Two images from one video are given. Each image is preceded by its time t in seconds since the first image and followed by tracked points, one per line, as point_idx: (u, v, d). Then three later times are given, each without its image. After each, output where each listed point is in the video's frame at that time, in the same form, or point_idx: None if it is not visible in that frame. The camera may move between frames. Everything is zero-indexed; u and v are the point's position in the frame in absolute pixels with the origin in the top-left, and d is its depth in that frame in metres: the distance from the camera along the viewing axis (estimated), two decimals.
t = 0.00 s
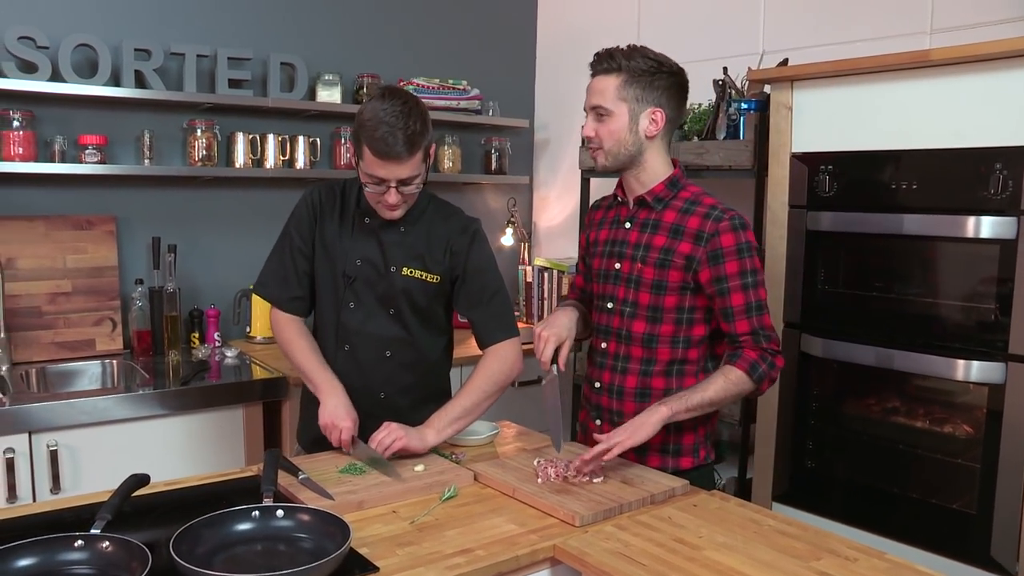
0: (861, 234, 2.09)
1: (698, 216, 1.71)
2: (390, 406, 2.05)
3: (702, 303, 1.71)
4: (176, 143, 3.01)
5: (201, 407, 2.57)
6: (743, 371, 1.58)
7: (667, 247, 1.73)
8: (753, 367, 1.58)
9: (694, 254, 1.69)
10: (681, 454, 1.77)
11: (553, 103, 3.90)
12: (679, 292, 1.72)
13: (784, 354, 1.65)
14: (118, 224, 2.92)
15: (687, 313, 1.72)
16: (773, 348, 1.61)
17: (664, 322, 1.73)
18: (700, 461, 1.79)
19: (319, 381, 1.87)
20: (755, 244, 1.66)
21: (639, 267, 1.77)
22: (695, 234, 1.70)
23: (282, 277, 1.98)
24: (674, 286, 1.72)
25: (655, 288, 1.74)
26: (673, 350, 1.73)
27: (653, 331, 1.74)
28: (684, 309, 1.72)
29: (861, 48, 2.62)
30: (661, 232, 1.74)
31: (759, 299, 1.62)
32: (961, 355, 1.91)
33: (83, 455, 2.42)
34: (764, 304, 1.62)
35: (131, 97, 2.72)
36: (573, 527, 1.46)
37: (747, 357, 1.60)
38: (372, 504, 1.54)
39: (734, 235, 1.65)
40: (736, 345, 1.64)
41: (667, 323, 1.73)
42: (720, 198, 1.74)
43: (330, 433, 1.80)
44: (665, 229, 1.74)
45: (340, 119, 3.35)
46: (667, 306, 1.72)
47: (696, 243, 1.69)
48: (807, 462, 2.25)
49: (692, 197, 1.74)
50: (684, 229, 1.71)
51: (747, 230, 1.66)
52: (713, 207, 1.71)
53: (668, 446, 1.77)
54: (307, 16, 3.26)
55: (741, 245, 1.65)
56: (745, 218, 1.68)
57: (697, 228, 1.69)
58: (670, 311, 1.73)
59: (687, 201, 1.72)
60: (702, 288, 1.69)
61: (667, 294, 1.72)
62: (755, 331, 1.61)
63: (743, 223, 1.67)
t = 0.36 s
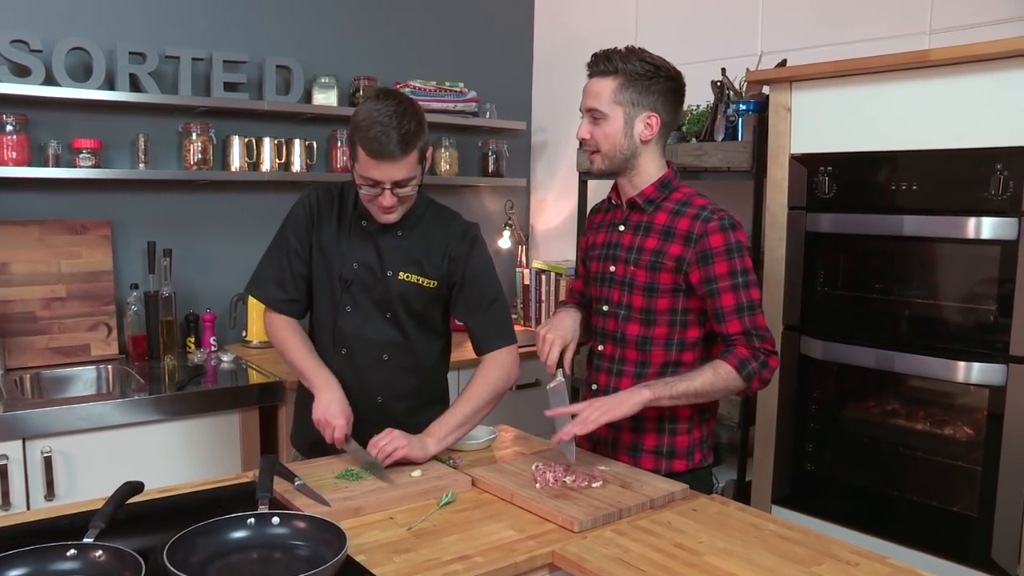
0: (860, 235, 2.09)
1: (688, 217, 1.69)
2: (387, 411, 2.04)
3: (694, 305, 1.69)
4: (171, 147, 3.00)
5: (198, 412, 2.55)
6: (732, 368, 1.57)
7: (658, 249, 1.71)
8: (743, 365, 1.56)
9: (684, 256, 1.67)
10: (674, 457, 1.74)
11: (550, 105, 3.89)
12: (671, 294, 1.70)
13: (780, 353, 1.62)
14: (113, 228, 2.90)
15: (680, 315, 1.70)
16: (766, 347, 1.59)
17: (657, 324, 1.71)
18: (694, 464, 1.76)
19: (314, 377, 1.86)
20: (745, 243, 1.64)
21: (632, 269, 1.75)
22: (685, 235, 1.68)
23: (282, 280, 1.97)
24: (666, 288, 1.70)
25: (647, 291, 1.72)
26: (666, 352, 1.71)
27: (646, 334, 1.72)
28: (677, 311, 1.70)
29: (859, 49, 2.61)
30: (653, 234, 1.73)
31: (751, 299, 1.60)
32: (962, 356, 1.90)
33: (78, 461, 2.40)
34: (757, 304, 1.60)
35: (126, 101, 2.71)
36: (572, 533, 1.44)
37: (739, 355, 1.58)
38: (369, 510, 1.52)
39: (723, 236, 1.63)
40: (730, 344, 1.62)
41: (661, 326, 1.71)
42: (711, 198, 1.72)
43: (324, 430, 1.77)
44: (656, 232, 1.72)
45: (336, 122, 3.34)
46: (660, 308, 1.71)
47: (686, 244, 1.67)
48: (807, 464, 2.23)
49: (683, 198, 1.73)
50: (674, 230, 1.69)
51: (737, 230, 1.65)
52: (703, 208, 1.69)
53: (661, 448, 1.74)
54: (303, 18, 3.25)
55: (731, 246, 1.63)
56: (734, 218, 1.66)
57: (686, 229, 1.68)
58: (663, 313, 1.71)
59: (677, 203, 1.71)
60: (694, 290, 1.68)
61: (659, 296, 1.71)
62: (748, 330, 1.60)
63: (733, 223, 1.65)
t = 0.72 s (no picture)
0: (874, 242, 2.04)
1: (704, 224, 1.65)
2: (389, 419, 1.99)
3: (708, 314, 1.65)
4: (173, 147, 2.96)
5: (198, 416, 2.51)
6: (747, 382, 1.52)
7: (672, 256, 1.67)
8: (758, 380, 1.51)
9: (699, 263, 1.63)
10: (684, 470, 1.70)
11: (556, 107, 3.85)
12: (684, 303, 1.66)
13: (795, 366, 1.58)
14: (114, 229, 2.87)
15: (693, 324, 1.66)
16: (782, 360, 1.55)
17: (669, 333, 1.67)
18: (705, 477, 1.71)
19: (315, 371, 1.82)
20: (762, 252, 1.60)
21: (644, 276, 1.71)
22: (701, 242, 1.64)
23: (282, 285, 1.93)
24: (679, 296, 1.66)
25: (659, 298, 1.68)
26: (677, 362, 1.67)
27: (657, 343, 1.68)
28: (690, 320, 1.66)
29: (872, 52, 2.57)
30: (667, 241, 1.68)
31: (767, 309, 1.56)
32: (980, 367, 1.86)
33: (76, 465, 2.36)
34: (772, 314, 1.56)
35: (127, 100, 2.67)
36: (580, 548, 1.40)
37: (753, 368, 1.54)
38: (371, 522, 1.48)
39: (740, 243, 1.59)
40: (744, 356, 1.58)
41: (672, 335, 1.67)
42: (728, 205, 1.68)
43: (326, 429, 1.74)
44: (671, 238, 1.68)
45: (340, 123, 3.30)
46: (673, 317, 1.67)
47: (701, 251, 1.63)
48: (819, 476, 2.19)
49: (698, 204, 1.69)
50: (689, 237, 1.65)
51: (754, 237, 1.61)
52: (719, 214, 1.65)
53: (670, 461, 1.70)
54: (307, 17, 3.21)
55: (748, 254, 1.59)
56: (751, 225, 1.62)
57: (702, 236, 1.64)
58: (676, 322, 1.67)
59: (693, 209, 1.66)
60: (708, 299, 1.63)
61: (672, 304, 1.67)
62: (763, 342, 1.55)
63: (750, 230, 1.61)
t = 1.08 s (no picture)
0: (884, 248, 1.99)
1: (710, 230, 1.60)
2: (388, 428, 1.94)
3: (715, 323, 1.60)
4: (168, 151, 2.91)
5: (192, 426, 2.46)
6: (758, 397, 1.46)
7: (678, 264, 1.62)
8: (770, 393, 1.46)
9: (706, 271, 1.58)
10: (691, 483, 1.65)
11: (556, 111, 3.80)
12: (691, 312, 1.61)
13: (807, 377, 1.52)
14: (107, 235, 2.82)
15: (700, 334, 1.61)
16: (793, 371, 1.49)
17: (675, 343, 1.62)
18: (713, 491, 1.66)
19: (312, 393, 1.78)
20: (771, 259, 1.55)
21: (649, 284, 1.66)
22: (708, 249, 1.59)
23: (279, 291, 1.89)
24: (686, 305, 1.61)
25: (665, 307, 1.63)
26: (684, 373, 1.62)
27: (663, 352, 1.63)
28: (697, 329, 1.61)
29: (879, 54, 2.52)
30: (673, 248, 1.64)
31: (777, 318, 1.51)
32: (994, 377, 1.81)
33: (66, 477, 2.30)
34: (782, 323, 1.51)
35: (120, 103, 2.62)
36: (584, 567, 1.35)
37: (764, 381, 1.48)
38: (367, 540, 1.43)
39: (748, 250, 1.54)
40: (753, 367, 1.52)
41: (679, 344, 1.62)
42: (735, 210, 1.63)
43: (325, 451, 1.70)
44: (677, 245, 1.63)
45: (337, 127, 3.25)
46: (679, 326, 1.62)
47: (708, 259, 1.58)
48: (826, 488, 2.14)
49: (705, 210, 1.64)
50: (696, 244, 1.60)
51: (763, 244, 1.56)
52: (726, 220, 1.60)
53: (678, 475, 1.65)
54: (305, 20, 3.17)
55: (756, 261, 1.54)
56: (760, 231, 1.57)
57: (708, 243, 1.59)
58: (682, 331, 1.62)
59: (700, 215, 1.62)
60: (715, 308, 1.58)
61: (678, 313, 1.62)
62: (772, 352, 1.50)
63: (758, 236, 1.56)
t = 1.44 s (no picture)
0: (897, 252, 1.94)
1: (721, 236, 1.55)
2: (389, 441, 1.88)
3: (726, 332, 1.55)
4: (161, 154, 2.85)
5: (186, 436, 2.40)
6: (772, 413, 1.43)
7: (688, 270, 1.57)
8: (784, 409, 1.42)
9: (716, 278, 1.53)
10: (700, 497, 1.60)
11: (556, 111, 3.75)
12: (700, 320, 1.55)
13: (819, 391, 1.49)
14: (99, 240, 2.76)
15: (709, 342, 1.55)
16: (807, 386, 1.45)
17: (684, 352, 1.57)
18: (723, 505, 1.61)
19: (313, 418, 1.74)
20: (784, 267, 1.50)
21: (658, 290, 1.61)
22: (719, 256, 1.54)
23: (278, 300, 1.85)
24: (695, 313, 1.56)
25: (674, 315, 1.58)
26: (692, 383, 1.57)
27: (672, 362, 1.58)
28: (707, 337, 1.55)
29: (887, 53, 2.47)
30: (682, 253, 1.59)
31: (790, 329, 1.46)
32: (1011, 386, 1.76)
33: (56, 490, 2.24)
34: (795, 335, 1.46)
35: (111, 106, 2.56)
36: None
37: (777, 397, 1.44)
38: (366, 559, 1.37)
39: (760, 257, 1.49)
40: (765, 381, 1.48)
41: (687, 353, 1.57)
42: (748, 215, 1.58)
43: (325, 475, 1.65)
44: (687, 251, 1.58)
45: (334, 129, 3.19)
46: (688, 334, 1.56)
47: (719, 266, 1.53)
48: (837, 498, 2.09)
49: (716, 215, 1.59)
50: (706, 250, 1.55)
51: (776, 251, 1.50)
52: (739, 225, 1.55)
53: (687, 488, 1.59)
54: (300, 20, 3.11)
55: (769, 269, 1.49)
56: (773, 237, 1.52)
57: (719, 249, 1.54)
58: (692, 340, 1.56)
59: (710, 220, 1.57)
60: (725, 316, 1.53)
61: (688, 321, 1.56)
62: (785, 365, 1.46)
63: (771, 243, 1.51)
